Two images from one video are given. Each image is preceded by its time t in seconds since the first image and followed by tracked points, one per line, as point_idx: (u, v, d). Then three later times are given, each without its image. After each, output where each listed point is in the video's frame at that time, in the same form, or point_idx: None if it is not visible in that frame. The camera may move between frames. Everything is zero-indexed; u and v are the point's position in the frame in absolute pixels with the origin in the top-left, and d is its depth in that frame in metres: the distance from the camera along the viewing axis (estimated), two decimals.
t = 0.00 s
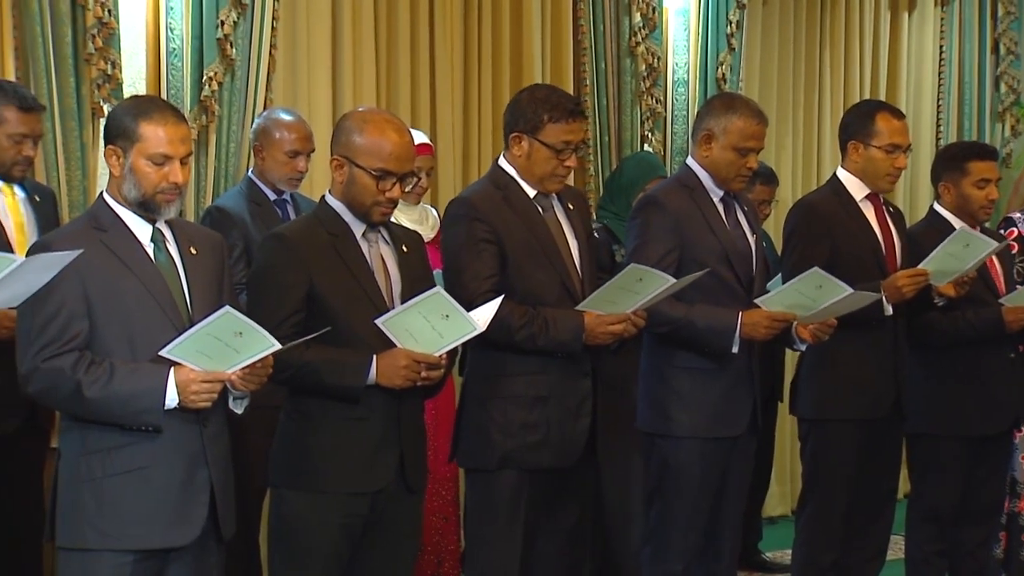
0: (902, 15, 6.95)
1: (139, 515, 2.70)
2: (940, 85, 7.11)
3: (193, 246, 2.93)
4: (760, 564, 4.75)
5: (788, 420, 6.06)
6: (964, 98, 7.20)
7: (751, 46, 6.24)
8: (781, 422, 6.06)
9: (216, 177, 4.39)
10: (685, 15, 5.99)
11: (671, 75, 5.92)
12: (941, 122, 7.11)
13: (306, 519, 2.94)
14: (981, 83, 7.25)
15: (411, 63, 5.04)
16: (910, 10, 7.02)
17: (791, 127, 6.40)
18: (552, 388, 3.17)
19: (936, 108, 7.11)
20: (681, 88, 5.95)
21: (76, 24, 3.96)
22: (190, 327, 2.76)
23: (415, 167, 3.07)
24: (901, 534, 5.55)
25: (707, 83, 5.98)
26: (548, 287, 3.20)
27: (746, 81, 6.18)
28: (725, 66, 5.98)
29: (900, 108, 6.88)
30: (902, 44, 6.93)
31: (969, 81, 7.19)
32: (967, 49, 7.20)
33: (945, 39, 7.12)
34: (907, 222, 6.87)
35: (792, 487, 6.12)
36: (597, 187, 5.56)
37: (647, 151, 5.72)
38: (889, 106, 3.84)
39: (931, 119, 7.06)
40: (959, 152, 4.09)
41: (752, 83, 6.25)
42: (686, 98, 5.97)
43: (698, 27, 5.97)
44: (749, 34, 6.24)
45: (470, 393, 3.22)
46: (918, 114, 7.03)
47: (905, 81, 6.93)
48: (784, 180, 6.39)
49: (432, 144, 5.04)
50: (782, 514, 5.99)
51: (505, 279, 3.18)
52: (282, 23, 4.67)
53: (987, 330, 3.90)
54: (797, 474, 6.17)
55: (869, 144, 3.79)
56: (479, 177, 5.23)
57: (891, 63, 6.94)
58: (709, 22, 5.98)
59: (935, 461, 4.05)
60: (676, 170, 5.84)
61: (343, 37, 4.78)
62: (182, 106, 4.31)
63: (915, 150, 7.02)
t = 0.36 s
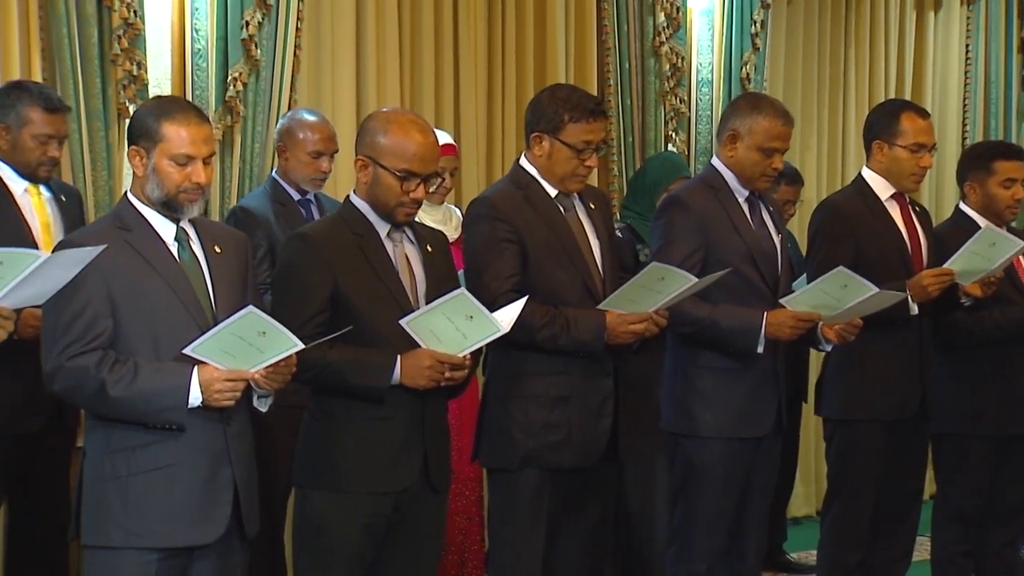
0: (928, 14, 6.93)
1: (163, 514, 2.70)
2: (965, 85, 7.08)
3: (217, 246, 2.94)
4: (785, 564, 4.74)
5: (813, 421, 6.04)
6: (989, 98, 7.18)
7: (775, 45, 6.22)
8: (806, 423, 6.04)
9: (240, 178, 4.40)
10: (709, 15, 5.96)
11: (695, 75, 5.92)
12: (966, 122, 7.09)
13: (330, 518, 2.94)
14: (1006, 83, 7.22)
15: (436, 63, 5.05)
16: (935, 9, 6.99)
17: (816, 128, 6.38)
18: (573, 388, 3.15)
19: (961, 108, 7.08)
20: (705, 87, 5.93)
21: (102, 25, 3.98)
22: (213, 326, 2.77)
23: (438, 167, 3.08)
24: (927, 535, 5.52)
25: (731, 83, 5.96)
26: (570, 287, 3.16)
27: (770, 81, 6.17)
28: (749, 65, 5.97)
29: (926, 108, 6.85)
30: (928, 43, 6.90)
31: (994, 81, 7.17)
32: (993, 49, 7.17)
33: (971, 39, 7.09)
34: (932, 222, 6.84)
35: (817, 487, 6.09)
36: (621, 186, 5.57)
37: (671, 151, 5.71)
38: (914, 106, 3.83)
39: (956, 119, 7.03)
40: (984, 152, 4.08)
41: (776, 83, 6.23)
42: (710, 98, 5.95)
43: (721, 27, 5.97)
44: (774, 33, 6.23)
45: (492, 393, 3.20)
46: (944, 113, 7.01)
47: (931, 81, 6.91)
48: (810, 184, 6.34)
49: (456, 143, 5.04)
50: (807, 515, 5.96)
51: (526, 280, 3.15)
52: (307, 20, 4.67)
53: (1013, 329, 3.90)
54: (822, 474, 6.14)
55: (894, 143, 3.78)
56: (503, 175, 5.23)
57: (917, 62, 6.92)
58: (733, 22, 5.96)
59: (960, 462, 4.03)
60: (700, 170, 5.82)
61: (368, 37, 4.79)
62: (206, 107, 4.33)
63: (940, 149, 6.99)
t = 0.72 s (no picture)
0: (954, 14, 6.91)
1: (189, 513, 2.71)
2: (992, 84, 7.06)
3: (242, 246, 2.95)
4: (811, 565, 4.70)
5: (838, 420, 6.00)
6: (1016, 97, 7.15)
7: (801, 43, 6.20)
8: (832, 423, 6.02)
9: (266, 178, 4.40)
10: (734, 15, 5.96)
11: (720, 75, 5.91)
12: (993, 122, 7.06)
13: (356, 518, 2.95)
14: None
15: (461, 63, 5.06)
16: (962, 8, 6.96)
17: (841, 127, 6.37)
18: (596, 389, 3.14)
19: (988, 108, 7.05)
20: (730, 87, 5.92)
21: (128, 26, 4.00)
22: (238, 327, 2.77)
23: (464, 168, 3.08)
24: (954, 536, 5.49)
25: (757, 83, 5.93)
26: (594, 287, 3.15)
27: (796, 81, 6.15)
28: (774, 65, 5.94)
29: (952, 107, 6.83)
30: (953, 43, 6.89)
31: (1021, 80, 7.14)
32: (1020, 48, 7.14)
33: (998, 38, 7.06)
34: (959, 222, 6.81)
35: (843, 489, 6.07)
36: (646, 187, 5.57)
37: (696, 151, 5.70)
38: (940, 105, 3.81)
39: (983, 119, 7.00)
40: (1011, 151, 4.06)
41: (802, 83, 6.22)
42: (735, 97, 5.94)
43: (747, 27, 5.95)
44: (800, 33, 6.21)
45: (515, 394, 3.19)
46: (970, 114, 6.99)
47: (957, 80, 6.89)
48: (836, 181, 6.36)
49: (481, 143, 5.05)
50: (833, 516, 5.94)
51: (551, 281, 3.14)
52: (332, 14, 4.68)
53: None
54: (848, 475, 6.11)
55: (920, 143, 3.76)
56: (528, 174, 5.24)
57: (943, 63, 6.90)
58: (759, 23, 5.94)
59: (988, 463, 4.01)
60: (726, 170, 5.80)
61: (394, 38, 4.81)
62: (232, 108, 4.34)
63: (966, 149, 6.97)
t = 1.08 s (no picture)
0: (977, 14, 6.89)
1: (211, 513, 2.72)
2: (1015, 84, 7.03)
3: (263, 246, 2.95)
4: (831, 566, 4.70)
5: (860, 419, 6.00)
6: None
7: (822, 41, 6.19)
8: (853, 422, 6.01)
9: (287, 178, 4.41)
10: (755, 15, 5.92)
11: (742, 75, 5.89)
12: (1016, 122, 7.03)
13: (378, 518, 2.95)
14: None
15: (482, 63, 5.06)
16: (984, 9, 6.95)
17: (862, 127, 6.36)
18: (617, 389, 3.14)
19: (1011, 107, 7.03)
20: (751, 87, 5.90)
21: (151, 27, 4.00)
22: (260, 327, 2.78)
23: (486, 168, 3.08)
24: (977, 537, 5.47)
25: (778, 82, 5.94)
26: (616, 287, 3.15)
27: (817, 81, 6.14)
28: (796, 65, 5.96)
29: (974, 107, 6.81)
30: (976, 42, 6.86)
31: None
32: None
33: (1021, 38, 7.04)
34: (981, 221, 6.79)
35: (864, 490, 6.05)
36: (667, 187, 5.57)
37: (717, 151, 5.69)
38: (963, 105, 3.81)
39: (1006, 118, 6.97)
40: None
41: (823, 83, 6.21)
42: (756, 97, 5.93)
43: (768, 27, 5.93)
44: (821, 33, 6.20)
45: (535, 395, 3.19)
46: (993, 114, 6.97)
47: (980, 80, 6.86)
48: (858, 178, 6.34)
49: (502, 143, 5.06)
50: (854, 517, 5.92)
51: (572, 281, 3.14)
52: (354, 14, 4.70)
53: None
54: (869, 475, 6.10)
55: (942, 143, 3.76)
56: (548, 174, 5.23)
57: (965, 62, 6.87)
58: (780, 23, 5.93)
59: (1010, 464, 4.00)
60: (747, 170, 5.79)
61: (415, 39, 4.82)
62: (254, 108, 4.34)
63: (988, 149, 6.94)
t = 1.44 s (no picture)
0: (998, 12, 6.86)
1: (232, 513, 2.72)
2: None
3: (284, 247, 2.96)
4: (851, 567, 4.68)
5: (880, 421, 5.98)
6: None
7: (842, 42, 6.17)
8: (873, 423, 5.98)
9: (307, 179, 4.42)
10: (775, 15, 5.93)
11: (761, 75, 5.89)
12: None
13: (398, 519, 2.96)
14: None
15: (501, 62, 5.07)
16: (1006, 8, 6.91)
17: (882, 127, 6.34)
18: (637, 390, 3.13)
19: None
20: (771, 88, 5.90)
21: (171, 28, 4.02)
22: (280, 328, 2.78)
23: (506, 169, 3.09)
24: (998, 539, 5.44)
25: (797, 83, 5.94)
26: (635, 287, 3.15)
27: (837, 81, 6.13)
28: (816, 66, 5.95)
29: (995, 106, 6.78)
30: (998, 41, 6.83)
31: None
32: None
33: None
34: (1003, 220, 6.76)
35: (884, 490, 6.02)
36: (687, 188, 5.57)
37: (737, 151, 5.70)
38: (985, 105, 3.81)
39: None
40: None
41: (843, 83, 6.20)
42: (776, 98, 5.93)
43: (787, 27, 5.94)
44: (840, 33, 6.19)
45: (555, 396, 3.19)
46: (1014, 113, 6.94)
47: (1001, 79, 6.83)
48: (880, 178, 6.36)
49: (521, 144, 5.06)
50: (874, 518, 5.89)
51: (592, 282, 3.14)
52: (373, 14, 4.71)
53: None
54: (890, 476, 6.08)
55: (964, 143, 3.76)
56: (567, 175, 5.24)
57: (986, 61, 6.84)
58: (800, 23, 5.93)
59: None
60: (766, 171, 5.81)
61: (434, 39, 4.82)
62: (274, 109, 4.34)
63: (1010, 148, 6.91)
